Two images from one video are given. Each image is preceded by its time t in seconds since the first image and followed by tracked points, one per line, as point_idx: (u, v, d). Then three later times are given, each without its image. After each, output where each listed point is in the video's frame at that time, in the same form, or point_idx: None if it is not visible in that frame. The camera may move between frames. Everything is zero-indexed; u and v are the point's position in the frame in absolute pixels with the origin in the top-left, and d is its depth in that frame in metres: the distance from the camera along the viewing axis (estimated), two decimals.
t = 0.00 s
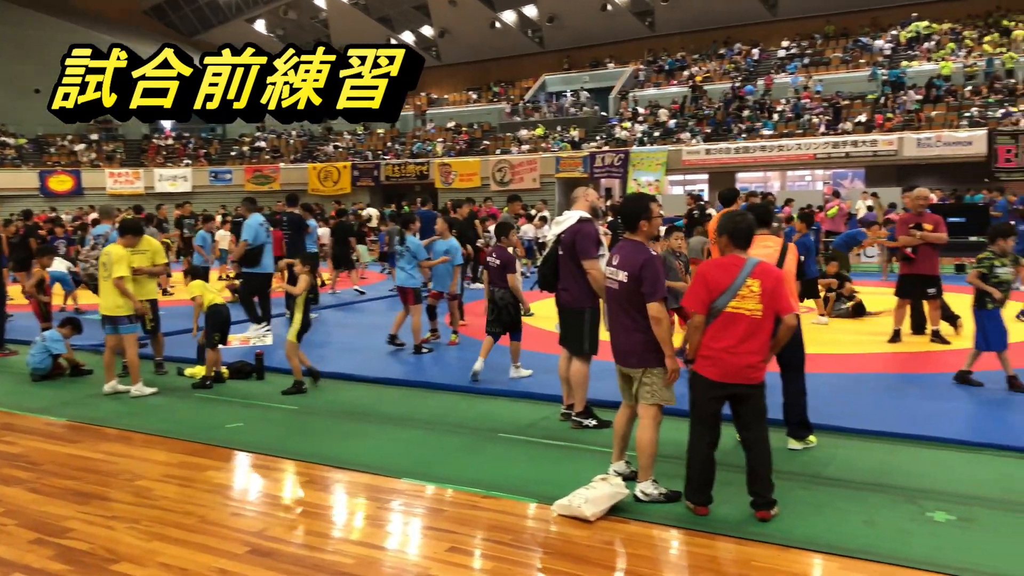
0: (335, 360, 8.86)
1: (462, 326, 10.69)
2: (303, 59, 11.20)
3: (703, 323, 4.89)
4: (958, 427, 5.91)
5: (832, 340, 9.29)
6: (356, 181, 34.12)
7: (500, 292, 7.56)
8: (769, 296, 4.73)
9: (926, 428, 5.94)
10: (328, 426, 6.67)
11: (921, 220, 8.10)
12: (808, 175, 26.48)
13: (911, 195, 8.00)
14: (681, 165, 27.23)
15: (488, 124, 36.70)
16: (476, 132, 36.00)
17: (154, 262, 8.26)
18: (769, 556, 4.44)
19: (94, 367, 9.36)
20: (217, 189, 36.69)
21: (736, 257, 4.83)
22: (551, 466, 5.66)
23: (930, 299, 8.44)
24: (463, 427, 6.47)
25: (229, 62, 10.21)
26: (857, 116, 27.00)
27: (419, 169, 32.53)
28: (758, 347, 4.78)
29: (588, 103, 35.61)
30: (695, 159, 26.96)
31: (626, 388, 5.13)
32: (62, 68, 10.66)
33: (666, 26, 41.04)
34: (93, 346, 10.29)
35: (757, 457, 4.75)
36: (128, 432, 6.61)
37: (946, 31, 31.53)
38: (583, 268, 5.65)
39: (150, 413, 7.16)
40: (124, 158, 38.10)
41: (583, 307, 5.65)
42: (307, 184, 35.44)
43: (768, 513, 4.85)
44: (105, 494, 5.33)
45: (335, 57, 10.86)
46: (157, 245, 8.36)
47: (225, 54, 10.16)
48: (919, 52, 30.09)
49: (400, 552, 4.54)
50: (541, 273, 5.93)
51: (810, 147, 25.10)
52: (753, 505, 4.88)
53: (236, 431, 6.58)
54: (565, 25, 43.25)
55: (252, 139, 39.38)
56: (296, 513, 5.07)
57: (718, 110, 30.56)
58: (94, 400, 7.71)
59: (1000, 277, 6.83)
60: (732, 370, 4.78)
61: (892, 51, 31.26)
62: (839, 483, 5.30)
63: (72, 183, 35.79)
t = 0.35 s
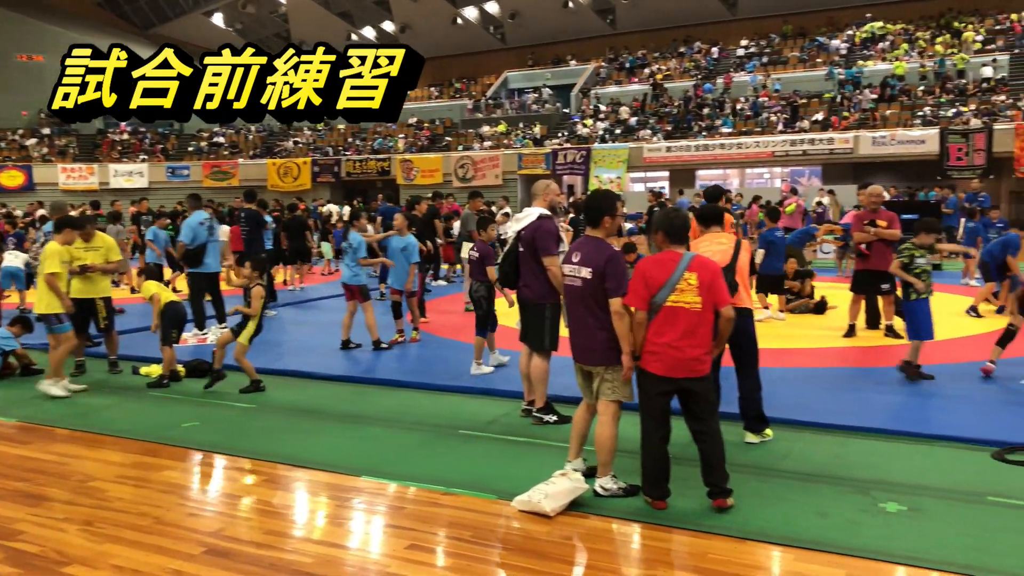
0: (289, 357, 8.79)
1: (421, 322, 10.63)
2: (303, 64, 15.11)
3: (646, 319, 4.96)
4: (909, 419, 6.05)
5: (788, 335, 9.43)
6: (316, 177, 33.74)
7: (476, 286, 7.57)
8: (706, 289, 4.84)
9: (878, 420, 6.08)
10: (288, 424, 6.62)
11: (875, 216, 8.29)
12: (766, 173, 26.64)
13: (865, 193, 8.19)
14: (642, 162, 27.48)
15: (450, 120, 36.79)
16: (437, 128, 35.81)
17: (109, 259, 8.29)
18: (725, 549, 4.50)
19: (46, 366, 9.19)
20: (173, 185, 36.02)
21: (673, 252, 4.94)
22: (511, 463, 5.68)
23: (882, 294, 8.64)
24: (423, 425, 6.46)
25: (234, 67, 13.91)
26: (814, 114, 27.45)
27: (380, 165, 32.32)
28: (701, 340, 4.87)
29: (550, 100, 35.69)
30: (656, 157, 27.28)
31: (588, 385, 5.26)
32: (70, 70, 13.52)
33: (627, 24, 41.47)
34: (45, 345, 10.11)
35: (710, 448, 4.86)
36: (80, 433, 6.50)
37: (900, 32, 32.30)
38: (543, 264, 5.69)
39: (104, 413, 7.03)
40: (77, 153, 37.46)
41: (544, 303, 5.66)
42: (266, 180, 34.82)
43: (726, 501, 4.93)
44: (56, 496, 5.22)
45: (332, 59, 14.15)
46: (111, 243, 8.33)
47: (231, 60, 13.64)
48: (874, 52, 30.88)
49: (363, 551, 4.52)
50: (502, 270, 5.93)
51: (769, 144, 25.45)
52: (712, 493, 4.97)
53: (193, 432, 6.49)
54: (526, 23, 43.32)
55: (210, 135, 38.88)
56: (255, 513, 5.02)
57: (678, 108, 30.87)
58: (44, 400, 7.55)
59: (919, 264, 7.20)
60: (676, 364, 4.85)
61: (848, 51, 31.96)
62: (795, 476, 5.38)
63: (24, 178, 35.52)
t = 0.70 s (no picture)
0: (247, 355, 8.67)
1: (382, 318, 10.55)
2: (302, 63, 13.86)
3: (600, 313, 5.06)
4: (860, 408, 6.19)
5: (746, 328, 9.54)
6: (274, 172, 33.33)
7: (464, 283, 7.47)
8: (659, 283, 4.94)
9: (830, 411, 6.20)
10: (245, 422, 6.55)
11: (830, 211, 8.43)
12: (724, 167, 26.41)
13: (820, 187, 8.28)
14: (603, 157, 27.65)
15: (412, 114, 36.57)
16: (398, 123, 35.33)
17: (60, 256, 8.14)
18: (682, 539, 4.57)
19: None
20: (128, 180, 35.46)
21: (628, 247, 5.04)
22: (471, 458, 5.69)
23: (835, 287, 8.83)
24: (383, 421, 6.44)
25: (234, 67, 12.58)
26: (771, 110, 27.85)
27: (339, 160, 31.97)
28: (654, 334, 4.96)
29: (511, 95, 35.63)
30: (617, 152, 27.43)
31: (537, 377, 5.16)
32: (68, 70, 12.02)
33: (588, 19, 41.67)
34: None
35: (659, 442, 4.95)
36: (30, 434, 6.38)
37: (854, 30, 32.90)
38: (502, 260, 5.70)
39: (55, 414, 6.90)
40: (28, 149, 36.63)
41: (501, 299, 5.67)
42: (223, 175, 34.48)
43: (669, 495, 5.04)
44: (5, 499, 5.12)
45: (333, 59, 13.14)
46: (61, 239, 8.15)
47: (230, 58, 12.43)
48: (829, 49, 31.48)
49: (325, 549, 4.50)
50: (460, 266, 5.95)
51: (727, 140, 25.74)
52: (652, 488, 5.06)
53: (149, 431, 6.39)
54: (486, 17, 43.18)
55: (166, 129, 38.12)
56: (214, 513, 4.97)
57: (638, 104, 31.09)
58: None
59: (844, 263, 7.53)
60: (630, 360, 4.94)
61: (804, 48, 32.48)
62: (751, 466, 5.47)
63: None
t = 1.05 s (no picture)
0: (210, 355, 8.57)
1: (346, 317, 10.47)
2: (303, 62, 13.51)
3: (577, 309, 5.07)
4: (821, 403, 6.28)
5: (710, 325, 9.62)
6: (237, 170, 33.02)
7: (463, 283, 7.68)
8: (639, 283, 4.99)
9: (791, 406, 6.28)
10: (206, 423, 6.48)
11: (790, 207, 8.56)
12: (687, 166, 26.84)
13: (779, 184, 8.34)
14: (568, 155, 27.91)
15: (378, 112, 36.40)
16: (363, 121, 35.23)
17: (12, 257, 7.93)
18: (646, 535, 4.60)
19: None
20: (87, 178, 34.91)
21: (610, 246, 5.06)
22: (436, 456, 5.68)
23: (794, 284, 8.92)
24: (347, 421, 6.41)
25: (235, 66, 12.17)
26: (733, 108, 28.27)
27: (303, 157, 31.71)
28: (631, 333, 5.02)
29: (476, 92, 35.59)
30: (582, 150, 27.65)
31: (496, 373, 5.14)
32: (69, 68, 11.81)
33: (552, 17, 41.72)
34: None
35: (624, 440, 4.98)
36: None
37: (814, 29, 33.41)
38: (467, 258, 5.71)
39: (9, 417, 6.76)
40: None
41: (466, 297, 5.66)
42: (184, 173, 34.05)
43: (630, 493, 5.07)
44: None
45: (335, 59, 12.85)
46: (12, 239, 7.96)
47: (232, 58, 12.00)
48: (790, 47, 31.90)
49: (290, 551, 4.47)
50: (424, 265, 5.91)
51: (690, 138, 26.11)
52: (617, 487, 5.10)
53: (108, 433, 6.29)
54: (452, 14, 43.03)
55: (124, 126, 37.49)
56: (175, 516, 4.91)
57: (603, 102, 31.31)
58: None
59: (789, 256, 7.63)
60: (604, 358, 4.98)
61: (765, 47, 32.89)
62: (714, 461, 5.52)
63: None
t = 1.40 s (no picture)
0: (159, 358, 8.42)
1: (298, 318, 10.35)
2: (302, 63, 15.45)
3: (539, 307, 5.04)
4: (771, 398, 6.38)
5: (662, 322, 9.71)
6: (186, 169, 32.47)
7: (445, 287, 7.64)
8: (601, 284, 4.98)
9: (742, 401, 6.39)
10: (154, 428, 6.35)
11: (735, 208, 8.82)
12: (641, 166, 27.45)
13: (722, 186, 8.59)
14: (522, 155, 27.88)
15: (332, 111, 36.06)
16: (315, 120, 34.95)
17: None
18: (601, 532, 4.64)
19: None
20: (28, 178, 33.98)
21: (573, 245, 5.04)
22: (389, 458, 5.65)
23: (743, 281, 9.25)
24: (299, 423, 6.34)
25: (234, 68, 14.03)
26: (685, 109, 28.76)
27: (254, 156, 31.30)
28: (592, 333, 5.01)
29: (430, 92, 35.51)
30: (536, 149, 27.69)
31: (446, 372, 5.20)
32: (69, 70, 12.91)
33: (506, 17, 41.69)
34: None
35: (581, 438, 4.98)
36: None
37: (762, 31, 34.06)
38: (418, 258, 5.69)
39: None
40: None
41: (416, 296, 5.65)
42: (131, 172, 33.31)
43: (584, 491, 5.11)
44: None
45: (334, 59, 14.33)
46: None
47: (232, 60, 13.65)
48: (740, 50, 32.48)
49: (243, 555, 4.40)
50: (377, 266, 5.86)
51: (643, 139, 26.16)
52: (571, 484, 5.13)
53: (51, 439, 6.13)
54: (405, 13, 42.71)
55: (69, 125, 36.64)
56: (123, 523, 4.79)
57: (556, 103, 31.58)
58: None
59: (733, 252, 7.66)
60: (564, 355, 4.97)
61: (715, 49, 33.39)
62: (666, 457, 5.58)
63: None
